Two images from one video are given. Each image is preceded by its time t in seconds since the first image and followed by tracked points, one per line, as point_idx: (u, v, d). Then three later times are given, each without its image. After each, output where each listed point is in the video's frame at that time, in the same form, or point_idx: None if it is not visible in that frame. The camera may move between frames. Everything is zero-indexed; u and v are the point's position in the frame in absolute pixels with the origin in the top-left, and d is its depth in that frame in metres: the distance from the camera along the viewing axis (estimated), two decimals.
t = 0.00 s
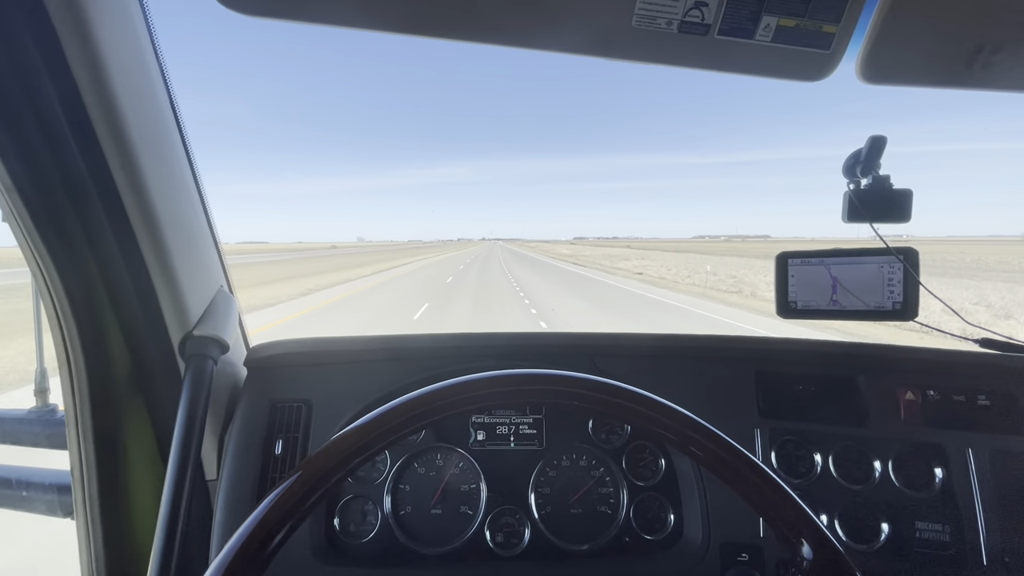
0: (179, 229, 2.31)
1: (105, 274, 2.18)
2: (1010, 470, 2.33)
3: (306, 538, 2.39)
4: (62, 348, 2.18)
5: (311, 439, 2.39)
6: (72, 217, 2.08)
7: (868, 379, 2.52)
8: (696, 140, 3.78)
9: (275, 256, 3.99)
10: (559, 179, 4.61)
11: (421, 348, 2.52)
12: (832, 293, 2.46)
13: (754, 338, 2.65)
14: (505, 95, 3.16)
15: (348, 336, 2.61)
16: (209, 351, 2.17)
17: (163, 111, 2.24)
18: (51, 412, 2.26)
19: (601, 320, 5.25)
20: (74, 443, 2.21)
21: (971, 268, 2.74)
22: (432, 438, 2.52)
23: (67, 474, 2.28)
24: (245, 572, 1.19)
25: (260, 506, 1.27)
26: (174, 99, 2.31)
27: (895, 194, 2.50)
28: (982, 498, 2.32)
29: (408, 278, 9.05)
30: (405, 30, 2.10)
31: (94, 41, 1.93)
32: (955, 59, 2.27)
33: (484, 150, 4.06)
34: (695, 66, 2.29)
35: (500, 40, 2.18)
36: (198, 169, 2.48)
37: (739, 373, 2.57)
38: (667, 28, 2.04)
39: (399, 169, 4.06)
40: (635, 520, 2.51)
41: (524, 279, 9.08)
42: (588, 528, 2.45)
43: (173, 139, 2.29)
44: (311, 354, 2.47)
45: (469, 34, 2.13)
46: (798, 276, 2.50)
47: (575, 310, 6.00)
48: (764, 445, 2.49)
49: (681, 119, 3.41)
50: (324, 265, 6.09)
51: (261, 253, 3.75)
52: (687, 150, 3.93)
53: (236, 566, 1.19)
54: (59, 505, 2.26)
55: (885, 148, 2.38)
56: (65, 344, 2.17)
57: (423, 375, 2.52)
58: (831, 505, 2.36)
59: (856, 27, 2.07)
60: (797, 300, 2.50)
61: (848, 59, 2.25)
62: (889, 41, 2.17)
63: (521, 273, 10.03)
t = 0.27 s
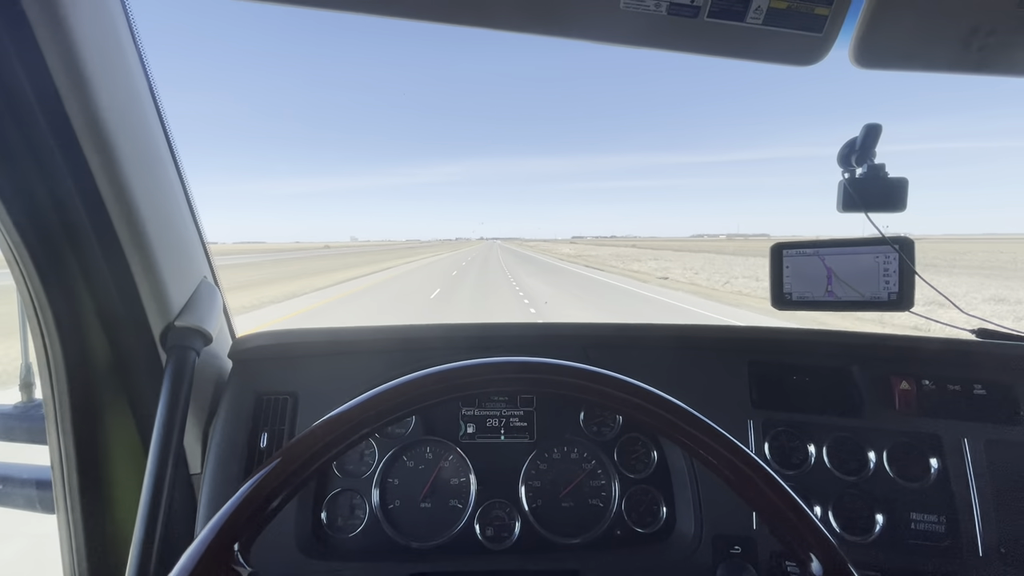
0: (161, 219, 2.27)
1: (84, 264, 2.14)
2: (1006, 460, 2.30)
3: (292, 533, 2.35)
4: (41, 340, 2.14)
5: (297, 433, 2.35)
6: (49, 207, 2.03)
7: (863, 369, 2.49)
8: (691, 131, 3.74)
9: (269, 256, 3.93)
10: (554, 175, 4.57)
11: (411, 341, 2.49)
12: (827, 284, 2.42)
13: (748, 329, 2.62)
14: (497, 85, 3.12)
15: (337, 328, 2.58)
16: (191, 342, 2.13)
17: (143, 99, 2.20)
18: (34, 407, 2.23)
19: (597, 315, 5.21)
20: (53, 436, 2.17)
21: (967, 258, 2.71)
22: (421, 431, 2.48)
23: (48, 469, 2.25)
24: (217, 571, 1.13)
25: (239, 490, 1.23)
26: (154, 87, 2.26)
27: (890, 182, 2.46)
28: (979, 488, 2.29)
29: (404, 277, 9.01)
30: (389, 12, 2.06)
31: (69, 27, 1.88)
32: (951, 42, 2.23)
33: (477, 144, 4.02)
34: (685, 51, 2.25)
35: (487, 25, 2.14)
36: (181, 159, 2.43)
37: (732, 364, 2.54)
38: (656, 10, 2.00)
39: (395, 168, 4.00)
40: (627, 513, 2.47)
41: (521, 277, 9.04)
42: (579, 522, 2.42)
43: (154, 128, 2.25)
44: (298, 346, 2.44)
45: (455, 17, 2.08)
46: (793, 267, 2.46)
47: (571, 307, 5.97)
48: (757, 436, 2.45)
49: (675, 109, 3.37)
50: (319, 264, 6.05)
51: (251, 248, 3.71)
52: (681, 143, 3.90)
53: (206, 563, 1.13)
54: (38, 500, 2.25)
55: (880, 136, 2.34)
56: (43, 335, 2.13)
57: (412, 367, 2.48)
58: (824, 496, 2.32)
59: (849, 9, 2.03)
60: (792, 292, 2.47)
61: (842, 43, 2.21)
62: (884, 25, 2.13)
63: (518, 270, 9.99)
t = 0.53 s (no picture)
0: (159, 217, 2.24)
1: (82, 262, 2.12)
2: (1012, 458, 2.28)
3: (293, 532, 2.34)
4: (39, 338, 2.12)
5: (298, 431, 2.33)
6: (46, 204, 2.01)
7: (868, 366, 2.47)
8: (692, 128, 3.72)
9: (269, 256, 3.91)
10: (553, 173, 4.55)
11: (412, 339, 2.47)
12: (830, 281, 2.40)
13: (751, 326, 2.60)
14: (498, 82, 3.09)
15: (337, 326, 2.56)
16: (189, 340, 2.11)
17: (141, 95, 2.18)
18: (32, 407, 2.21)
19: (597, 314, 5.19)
20: (51, 435, 2.15)
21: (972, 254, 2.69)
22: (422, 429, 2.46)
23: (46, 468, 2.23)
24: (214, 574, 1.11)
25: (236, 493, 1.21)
26: (152, 83, 2.24)
27: (894, 178, 2.44)
28: (985, 486, 2.27)
29: (403, 277, 8.98)
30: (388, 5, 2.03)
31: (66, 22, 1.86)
32: (956, 36, 2.21)
33: (477, 142, 4.00)
34: (688, 45, 2.23)
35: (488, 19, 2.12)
36: (179, 156, 2.41)
37: (736, 361, 2.52)
38: (659, 3, 1.98)
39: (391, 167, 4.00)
40: (630, 511, 2.45)
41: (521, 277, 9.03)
42: (582, 520, 2.40)
43: (151, 124, 2.23)
44: (298, 344, 2.42)
45: (455, 10, 2.06)
46: (795, 265, 2.44)
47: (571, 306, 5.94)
48: (761, 434, 2.44)
49: (676, 106, 3.35)
50: (318, 264, 6.03)
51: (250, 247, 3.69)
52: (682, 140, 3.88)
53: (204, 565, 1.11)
54: (36, 500, 2.22)
55: (884, 132, 2.32)
56: (41, 334, 2.11)
57: (413, 365, 2.46)
58: (829, 494, 2.31)
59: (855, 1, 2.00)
60: (794, 290, 2.45)
61: (846, 37, 2.19)
62: (888, 18, 2.11)
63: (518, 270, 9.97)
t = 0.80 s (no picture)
0: (178, 221, 2.27)
1: (102, 266, 2.14)
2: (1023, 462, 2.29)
3: (308, 534, 2.35)
4: (59, 342, 2.14)
5: (312, 434, 2.35)
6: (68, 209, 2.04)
7: (878, 370, 2.48)
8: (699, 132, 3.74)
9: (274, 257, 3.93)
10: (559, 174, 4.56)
11: (424, 342, 2.48)
12: (838, 285, 2.41)
13: (760, 330, 2.61)
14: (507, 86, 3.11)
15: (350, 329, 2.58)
16: (207, 344, 2.13)
17: (160, 101, 2.20)
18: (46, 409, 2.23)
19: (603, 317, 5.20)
20: (70, 438, 2.17)
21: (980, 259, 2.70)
22: (435, 432, 2.48)
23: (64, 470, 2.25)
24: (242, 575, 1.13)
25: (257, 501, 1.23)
26: (171, 89, 2.27)
27: (903, 183, 2.45)
28: (996, 491, 2.28)
29: (407, 279, 8.99)
30: (403, 12, 2.05)
31: (90, 30, 1.89)
32: (965, 43, 2.22)
33: (484, 145, 4.02)
34: (699, 52, 2.25)
35: (503, 26, 2.14)
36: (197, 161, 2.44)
37: (746, 365, 2.54)
38: (672, 11, 2.00)
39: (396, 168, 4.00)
40: (641, 515, 2.47)
41: (524, 279, 9.04)
42: (594, 524, 2.42)
43: (170, 129, 2.25)
44: (312, 347, 2.44)
45: (469, 17, 2.08)
46: (804, 269, 2.46)
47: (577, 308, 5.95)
48: (772, 438, 2.45)
49: (684, 110, 3.36)
50: (323, 265, 6.04)
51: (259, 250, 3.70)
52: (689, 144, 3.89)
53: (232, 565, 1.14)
54: (55, 502, 2.25)
55: (892, 137, 2.33)
56: (61, 337, 2.14)
57: (425, 368, 2.48)
58: (840, 498, 2.32)
59: (866, 9, 2.02)
60: (803, 293, 2.46)
61: (856, 44, 2.20)
62: (898, 26, 2.12)
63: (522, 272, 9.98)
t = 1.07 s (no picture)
0: (184, 234, 2.33)
1: (111, 278, 2.20)
2: (1010, 472, 2.34)
3: (309, 540, 2.40)
4: (68, 351, 2.20)
5: (314, 442, 2.40)
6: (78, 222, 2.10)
7: (869, 381, 2.53)
8: (696, 142, 3.79)
9: (276, 262, 3.98)
10: (559, 182, 4.61)
11: (424, 352, 2.53)
12: (833, 296, 2.46)
13: (754, 340, 2.66)
14: (507, 98, 3.18)
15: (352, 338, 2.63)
16: (212, 353, 2.18)
17: (169, 117, 2.27)
18: (55, 415, 2.28)
19: (602, 323, 5.26)
20: (78, 444, 2.23)
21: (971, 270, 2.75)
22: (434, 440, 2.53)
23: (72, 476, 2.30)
24: None
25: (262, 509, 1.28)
26: (179, 105, 2.33)
27: (895, 196, 2.50)
28: (984, 499, 2.32)
29: (407, 283, 9.05)
30: (406, 34, 2.11)
31: (102, 50, 1.96)
32: (954, 62, 2.28)
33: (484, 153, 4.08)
34: (694, 70, 2.31)
35: (504, 45, 2.20)
36: (203, 175, 2.50)
37: (740, 375, 2.58)
38: (667, 32, 2.06)
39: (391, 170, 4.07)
40: (636, 522, 2.51)
41: (524, 283, 9.10)
42: (590, 531, 2.46)
43: (178, 143, 2.32)
44: (315, 356, 2.49)
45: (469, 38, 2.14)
46: (799, 278, 2.51)
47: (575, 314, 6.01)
48: (765, 447, 2.50)
49: (680, 121, 3.42)
50: (325, 270, 6.09)
51: (262, 256, 3.76)
52: (687, 153, 3.95)
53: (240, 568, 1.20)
54: (65, 507, 2.29)
55: (885, 150, 2.38)
56: (70, 346, 2.19)
57: (426, 377, 2.53)
58: (832, 507, 2.36)
59: (856, 30, 2.08)
60: (798, 303, 2.51)
61: (848, 63, 2.26)
62: (888, 45, 2.18)
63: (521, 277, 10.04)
